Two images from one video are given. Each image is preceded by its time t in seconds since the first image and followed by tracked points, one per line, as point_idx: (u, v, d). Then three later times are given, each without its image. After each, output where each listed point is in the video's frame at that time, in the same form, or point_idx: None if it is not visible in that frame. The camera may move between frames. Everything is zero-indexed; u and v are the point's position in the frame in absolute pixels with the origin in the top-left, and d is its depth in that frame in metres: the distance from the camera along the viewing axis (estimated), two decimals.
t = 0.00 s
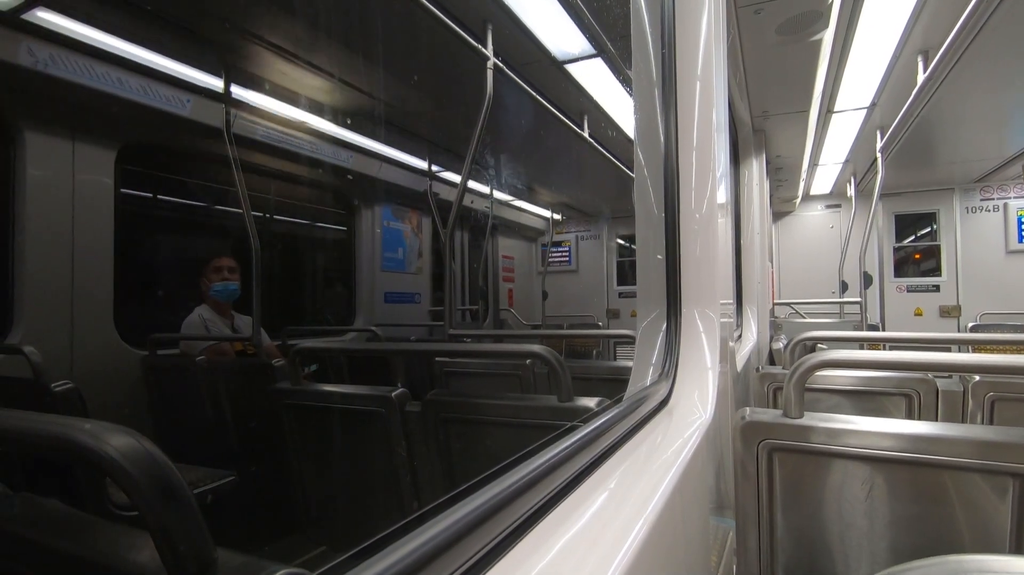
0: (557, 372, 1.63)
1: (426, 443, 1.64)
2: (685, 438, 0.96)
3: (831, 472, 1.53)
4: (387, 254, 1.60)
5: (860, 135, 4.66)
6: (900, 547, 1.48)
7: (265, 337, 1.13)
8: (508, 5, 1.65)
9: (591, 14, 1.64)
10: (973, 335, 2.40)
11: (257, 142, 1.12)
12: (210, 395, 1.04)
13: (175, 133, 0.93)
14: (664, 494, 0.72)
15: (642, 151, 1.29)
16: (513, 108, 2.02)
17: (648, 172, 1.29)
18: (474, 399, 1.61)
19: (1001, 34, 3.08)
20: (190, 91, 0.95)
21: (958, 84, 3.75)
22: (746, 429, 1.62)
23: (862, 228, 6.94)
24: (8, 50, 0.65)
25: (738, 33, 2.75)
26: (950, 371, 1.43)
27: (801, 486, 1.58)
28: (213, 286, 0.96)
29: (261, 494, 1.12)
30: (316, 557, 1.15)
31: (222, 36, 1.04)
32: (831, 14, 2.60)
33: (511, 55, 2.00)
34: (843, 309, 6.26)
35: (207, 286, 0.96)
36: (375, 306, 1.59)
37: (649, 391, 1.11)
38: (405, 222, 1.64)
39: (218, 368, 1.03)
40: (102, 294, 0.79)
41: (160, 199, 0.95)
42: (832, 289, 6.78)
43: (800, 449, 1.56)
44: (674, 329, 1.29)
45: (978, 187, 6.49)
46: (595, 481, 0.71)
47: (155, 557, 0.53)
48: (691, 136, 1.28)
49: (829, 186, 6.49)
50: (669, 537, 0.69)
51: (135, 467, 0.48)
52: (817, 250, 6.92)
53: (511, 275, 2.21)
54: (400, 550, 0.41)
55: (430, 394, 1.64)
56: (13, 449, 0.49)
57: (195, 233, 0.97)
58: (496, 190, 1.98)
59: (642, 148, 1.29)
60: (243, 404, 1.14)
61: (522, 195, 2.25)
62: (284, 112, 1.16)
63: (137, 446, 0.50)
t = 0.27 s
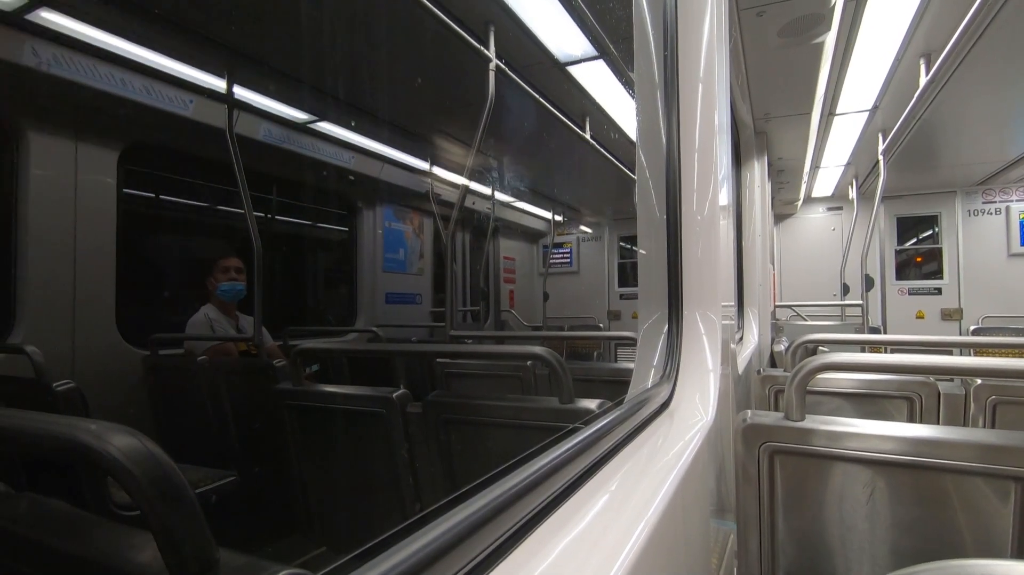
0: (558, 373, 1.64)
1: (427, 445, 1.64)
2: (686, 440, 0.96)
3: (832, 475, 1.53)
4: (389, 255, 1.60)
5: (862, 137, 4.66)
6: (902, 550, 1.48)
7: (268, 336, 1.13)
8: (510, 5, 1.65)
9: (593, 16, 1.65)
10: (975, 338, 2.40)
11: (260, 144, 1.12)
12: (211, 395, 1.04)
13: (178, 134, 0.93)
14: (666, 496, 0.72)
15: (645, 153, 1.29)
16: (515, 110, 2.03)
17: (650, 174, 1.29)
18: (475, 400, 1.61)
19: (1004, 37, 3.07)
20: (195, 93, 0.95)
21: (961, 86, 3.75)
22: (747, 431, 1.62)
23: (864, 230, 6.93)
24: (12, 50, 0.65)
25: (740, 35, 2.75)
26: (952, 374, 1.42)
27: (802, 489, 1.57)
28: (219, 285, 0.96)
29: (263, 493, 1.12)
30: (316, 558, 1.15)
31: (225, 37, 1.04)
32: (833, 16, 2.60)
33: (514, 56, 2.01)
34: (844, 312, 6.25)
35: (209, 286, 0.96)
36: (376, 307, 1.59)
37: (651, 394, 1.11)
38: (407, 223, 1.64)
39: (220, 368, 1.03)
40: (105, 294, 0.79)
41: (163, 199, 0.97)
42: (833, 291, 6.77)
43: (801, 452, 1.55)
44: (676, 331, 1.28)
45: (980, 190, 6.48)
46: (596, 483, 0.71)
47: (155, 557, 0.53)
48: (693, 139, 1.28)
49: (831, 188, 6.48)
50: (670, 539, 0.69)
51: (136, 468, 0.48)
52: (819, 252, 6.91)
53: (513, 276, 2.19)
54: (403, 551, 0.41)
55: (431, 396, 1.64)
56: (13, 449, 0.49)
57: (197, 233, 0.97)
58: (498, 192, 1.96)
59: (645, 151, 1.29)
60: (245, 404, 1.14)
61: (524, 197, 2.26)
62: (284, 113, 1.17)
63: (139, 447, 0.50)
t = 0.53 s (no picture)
0: (558, 374, 1.63)
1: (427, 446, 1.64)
2: (687, 442, 0.96)
3: (832, 478, 1.53)
4: (389, 255, 1.59)
5: (863, 139, 4.66)
6: (903, 553, 1.48)
7: (270, 333, 1.11)
8: (512, 6, 1.66)
9: (594, 18, 1.66)
10: (975, 341, 2.40)
11: (261, 143, 1.12)
12: (213, 395, 1.04)
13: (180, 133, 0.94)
14: (666, 498, 0.72)
15: (646, 154, 1.30)
16: (516, 111, 2.04)
17: (650, 175, 1.30)
18: (475, 401, 1.61)
19: (1006, 40, 3.07)
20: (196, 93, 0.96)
21: (962, 89, 3.75)
22: (748, 433, 1.62)
23: (865, 232, 6.93)
24: (14, 50, 0.65)
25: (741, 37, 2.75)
26: (953, 377, 1.42)
27: (802, 491, 1.57)
28: (227, 285, 0.99)
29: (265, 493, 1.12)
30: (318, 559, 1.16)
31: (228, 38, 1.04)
32: (834, 18, 2.60)
33: (515, 58, 2.02)
34: (845, 314, 6.24)
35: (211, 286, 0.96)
36: (376, 306, 1.56)
37: (651, 396, 1.11)
38: (407, 224, 1.66)
39: (221, 368, 1.03)
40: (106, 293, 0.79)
41: (164, 199, 0.93)
42: (834, 293, 6.76)
43: (802, 455, 1.55)
44: (676, 333, 1.28)
45: (981, 193, 6.48)
46: (597, 484, 0.71)
47: (155, 558, 0.54)
48: (694, 140, 1.28)
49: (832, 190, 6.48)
50: (670, 540, 0.70)
51: (138, 469, 0.48)
52: (820, 255, 6.91)
53: (513, 276, 2.24)
54: (405, 551, 0.41)
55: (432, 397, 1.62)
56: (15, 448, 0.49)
57: (202, 233, 0.97)
58: (498, 194, 1.99)
59: (645, 152, 1.30)
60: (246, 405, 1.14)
61: (525, 198, 2.26)
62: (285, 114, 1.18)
63: (140, 446, 0.50)
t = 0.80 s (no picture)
0: (558, 375, 1.63)
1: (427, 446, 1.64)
2: (687, 444, 0.96)
3: (832, 479, 1.53)
4: (389, 256, 1.58)
5: (864, 141, 4.66)
6: (903, 555, 1.48)
7: (270, 331, 1.10)
8: (513, 7, 1.66)
9: (594, 19, 1.67)
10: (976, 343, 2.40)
11: (262, 143, 1.12)
12: (213, 395, 1.04)
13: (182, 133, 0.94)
14: (665, 499, 0.71)
15: (647, 155, 1.30)
16: (517, 112, 2.05)
17: (651, 177, 1.29)
18: (474, 402, 1.61)
19: (1007, 42, 3.07)
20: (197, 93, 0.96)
21: (963, 91, 3.75)
22: (748, 435, 1.62)
23: (866, 234, 6.92)
24: (17, 48, 0.65)
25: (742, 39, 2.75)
26: (953, 379, 1.42)
27: (802, 493, 1.57)
28: (235, 285, 0.99)
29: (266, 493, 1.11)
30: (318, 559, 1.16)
31: (229, 39, 1.04)
32: (835, 20, 2.60)
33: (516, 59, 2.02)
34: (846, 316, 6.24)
35: (212, 286, 0.96)
36: (377, 307, 1.54)
37: (651, 397, 1.11)
38: (407, 224, 1.66)
39: (223, 367, 1.03)
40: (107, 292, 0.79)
41: (166, 200, 0.95)
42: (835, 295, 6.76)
43: (802, 457, 1.55)
44: (676, 335, 1.28)
45: (982, 195, 6.48)
46: (596, 485, 0.71)
47: (154, 558, 0.54)
48: (694, 141, 1.28)
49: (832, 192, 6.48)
50: (670, 541, 0.69)
51: (138, 469, 0.48)
52: (820, 256, 6.91)
53: (513, 277, 2.20)
54: (405, 551, 0.41)
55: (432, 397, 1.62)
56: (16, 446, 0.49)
57: (205, 235, 0.97)
58: (499, 193, 1.97)
59: (646, 152, 1.30)
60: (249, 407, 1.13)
61: (525, 199, 2.26)
62: (287, 115, 1.19)
63: (140, 446, 0.50)
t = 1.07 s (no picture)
0: (558, 376, 1.63)
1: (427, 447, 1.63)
2: (687, 445, 0.96)
3: (832, 480, 1.52)
4: (389, 257, 1.59)
5: (864, 142, 4.66)
6: (903, 557, 1.47)
7: (270, 329, 1.10)
8: (512, 8, 1.67)
9: (593, 20, 1.68)
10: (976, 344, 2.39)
11: (261, 144, 1.12)
12: (213, 396, 1.04)
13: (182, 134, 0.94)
14: (665, 500, 0.71)
15: (647, 155, 1.31)
16: (517, 113, 2.05)
17: (650, 176, 1.30)
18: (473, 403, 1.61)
19: (1007, 43, 3.08)
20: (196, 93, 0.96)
21: (962, 92, 3.76)
22: (747, 436, 1.61)
23: (866, 235, 6.92)
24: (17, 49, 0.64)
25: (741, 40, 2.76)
26: (953, 380, 1.42)
27: (802, 495, 1.57)
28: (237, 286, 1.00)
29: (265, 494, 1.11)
30: (318, 559, 1.15)
31: (229, 39, 1.04)
32: (835, 21, 2.60)
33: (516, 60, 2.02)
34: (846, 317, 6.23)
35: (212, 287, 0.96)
36: (377, 308, 1.54)
37: (651, 398, 1.11)
38: (407, 225, 1.66)
39: (222, 368, 1.03)
40: (106, 293, 0.79)
41: (165, 200, 0.93)
42: (835, 296, 6.76)
43: (802, 458, 1.55)
44: (676, 335, 1.28)
45: (982, 196, 6.48)
46: (596, 486, 0.71)
47: (152, 559, 0.54)
48: (694, 142, 1.28)
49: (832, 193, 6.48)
50: (670, 542, 0.69)
51: (136, 470, 0.48)
52: (820, 257, 6.91)
53: (513, 278, 2.19)
54: (404, 551, 0.41)
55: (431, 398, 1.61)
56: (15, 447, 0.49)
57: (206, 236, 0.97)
58: (498, 195, 1.99)
59: (645, 153, 1.31)
60: (248, 408, 1.14)
61: (525, 200, 2.26)
62: (288, 116, 1.20)
63: (138, 448, 0.50)
